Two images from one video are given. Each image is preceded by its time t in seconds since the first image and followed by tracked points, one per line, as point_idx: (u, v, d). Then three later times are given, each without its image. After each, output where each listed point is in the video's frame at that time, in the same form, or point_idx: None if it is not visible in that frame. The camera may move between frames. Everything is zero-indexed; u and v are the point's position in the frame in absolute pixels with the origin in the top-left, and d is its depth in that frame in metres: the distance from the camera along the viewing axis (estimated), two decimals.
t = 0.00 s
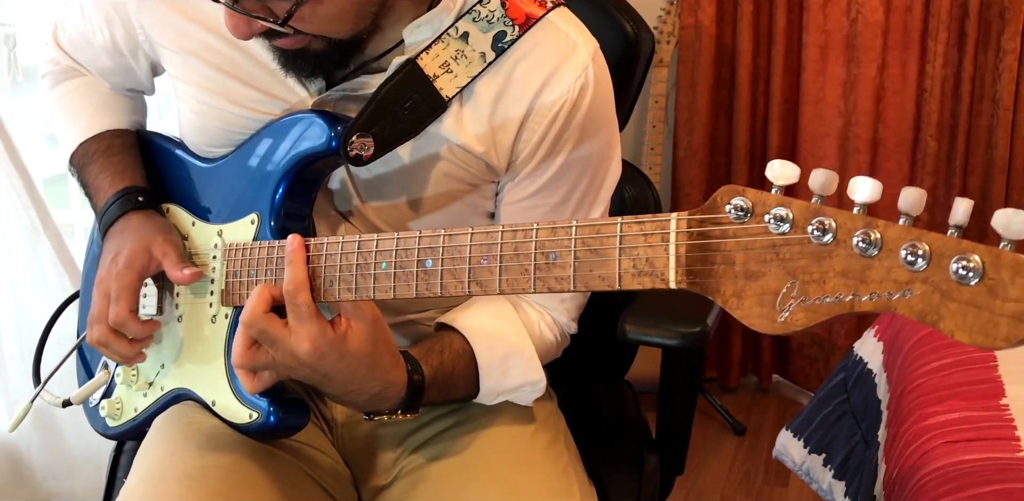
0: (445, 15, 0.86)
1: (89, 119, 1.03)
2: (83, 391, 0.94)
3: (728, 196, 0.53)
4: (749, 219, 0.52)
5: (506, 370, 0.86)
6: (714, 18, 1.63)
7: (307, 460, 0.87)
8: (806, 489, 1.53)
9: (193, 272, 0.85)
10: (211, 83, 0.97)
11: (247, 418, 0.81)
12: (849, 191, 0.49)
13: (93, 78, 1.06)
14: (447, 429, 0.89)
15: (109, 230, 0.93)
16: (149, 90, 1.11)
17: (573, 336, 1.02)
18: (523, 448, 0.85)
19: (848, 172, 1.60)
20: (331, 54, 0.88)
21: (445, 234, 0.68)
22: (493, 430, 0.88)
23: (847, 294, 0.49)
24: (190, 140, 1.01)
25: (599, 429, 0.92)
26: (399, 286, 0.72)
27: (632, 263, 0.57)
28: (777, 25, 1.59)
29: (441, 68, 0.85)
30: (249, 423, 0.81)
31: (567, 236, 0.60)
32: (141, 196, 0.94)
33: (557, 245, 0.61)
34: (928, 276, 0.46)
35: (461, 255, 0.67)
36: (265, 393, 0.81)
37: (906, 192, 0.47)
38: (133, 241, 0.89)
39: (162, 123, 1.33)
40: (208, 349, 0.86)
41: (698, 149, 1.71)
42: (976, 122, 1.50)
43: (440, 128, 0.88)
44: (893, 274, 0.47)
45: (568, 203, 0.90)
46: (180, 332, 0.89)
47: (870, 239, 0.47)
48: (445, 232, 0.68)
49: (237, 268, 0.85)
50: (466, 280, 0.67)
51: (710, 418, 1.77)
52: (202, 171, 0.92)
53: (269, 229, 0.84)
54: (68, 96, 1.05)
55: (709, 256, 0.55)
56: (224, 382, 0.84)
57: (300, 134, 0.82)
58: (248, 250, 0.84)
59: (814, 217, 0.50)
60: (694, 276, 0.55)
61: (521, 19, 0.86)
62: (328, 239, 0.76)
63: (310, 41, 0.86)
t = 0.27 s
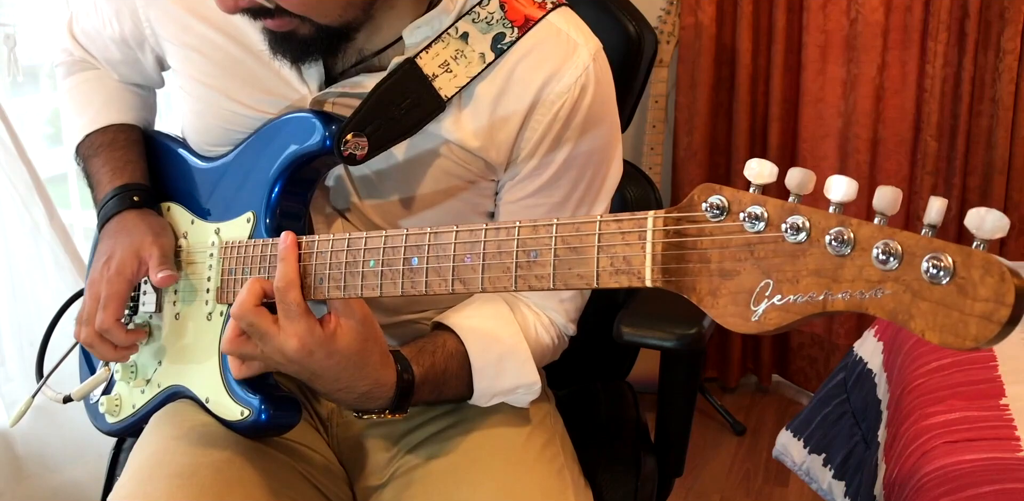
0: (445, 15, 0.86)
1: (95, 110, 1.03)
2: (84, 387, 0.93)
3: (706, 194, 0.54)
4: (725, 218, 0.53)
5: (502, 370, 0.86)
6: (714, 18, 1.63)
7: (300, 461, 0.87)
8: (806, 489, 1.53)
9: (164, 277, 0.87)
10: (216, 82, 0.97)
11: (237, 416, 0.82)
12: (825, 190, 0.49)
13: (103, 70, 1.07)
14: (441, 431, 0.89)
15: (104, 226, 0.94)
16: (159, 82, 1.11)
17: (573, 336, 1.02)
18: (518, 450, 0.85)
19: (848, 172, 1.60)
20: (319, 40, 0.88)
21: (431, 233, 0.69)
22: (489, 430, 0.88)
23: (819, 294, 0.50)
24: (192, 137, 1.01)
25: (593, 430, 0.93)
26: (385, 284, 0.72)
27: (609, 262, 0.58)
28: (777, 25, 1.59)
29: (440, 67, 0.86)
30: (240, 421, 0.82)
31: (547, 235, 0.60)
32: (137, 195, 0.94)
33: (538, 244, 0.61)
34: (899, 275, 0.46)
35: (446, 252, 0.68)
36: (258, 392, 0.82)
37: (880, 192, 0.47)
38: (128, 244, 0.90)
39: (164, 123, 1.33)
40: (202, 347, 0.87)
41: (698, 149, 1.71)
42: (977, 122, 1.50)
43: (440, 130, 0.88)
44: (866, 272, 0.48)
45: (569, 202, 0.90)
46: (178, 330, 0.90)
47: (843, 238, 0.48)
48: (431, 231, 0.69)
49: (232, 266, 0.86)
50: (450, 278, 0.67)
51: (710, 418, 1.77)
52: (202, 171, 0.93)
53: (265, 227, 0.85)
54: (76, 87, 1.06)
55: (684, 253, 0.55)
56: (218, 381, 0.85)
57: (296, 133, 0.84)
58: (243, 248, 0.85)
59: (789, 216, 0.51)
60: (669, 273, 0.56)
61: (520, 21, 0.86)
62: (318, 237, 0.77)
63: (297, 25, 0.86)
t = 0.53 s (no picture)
0: (441, 12, 0.87)
1: (97, 108, 1.04)
2: (85, 387, 0.94)
3: (688, 166, 0.53)
4: (706, 191, 0.53)
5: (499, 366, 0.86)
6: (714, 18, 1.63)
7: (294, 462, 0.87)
8: (806, 489, 1.53)
9: (149, 283, 0.87)
10: (218, 68, 0.95)
11: (233, 409, 0.82)
12: (804, 158, 0.49)
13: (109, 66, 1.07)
14: (438, 432, 0.89)
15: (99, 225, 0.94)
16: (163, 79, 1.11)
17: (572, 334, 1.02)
18: (514, 451, 0.85)
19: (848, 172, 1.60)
20: None
21: (421, 217, 0.69)
22: (487, 429, 0.87)
23: (796, 261, 0.49)
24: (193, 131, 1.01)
25: (593, 428, 0.93)
26: (377, 271, 0.73)
27: (593, 238, 0.58)
28: (777, 25, 1.59)
29: (432, 61, 0.86)
30: (235, 414, 0.82)
31: (533, 214, 0.61)
32: (131, 195, 0.95)
33: (523, 224, 0.62)
34: (876, 238, 0.46)
35: (434, 236, 0.68)
36: (253, 385, 0.81)
37: (857, 157, 0.47)
38: (121, 246, 0.90)
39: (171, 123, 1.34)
40: (199, 343, 0.87)
41: (698, 149, 1.71)
42: (977, 122, 1.50)
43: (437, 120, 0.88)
44: (843, 237, 0.47)
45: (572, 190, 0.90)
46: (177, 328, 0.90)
47: (820, 205, 0.48)
48: (421, 216, 0.69)
49: (228, 261, 0.86)
50: (439, 262, 0.68)
51: (710, 418, 1.77)
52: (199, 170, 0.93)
53: (261, 220, 0.85)
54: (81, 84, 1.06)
55: (665, 228, 0.55)
56: (214, 377, 0.85)
57: (290, 128, 0.83)
58: (239, 242, 0.85)
59: (767, 185, 0.50)
60: (650, 248, 0.56)
61: (511, 15, 0.86)
62: (312, 228, 0.77)
63: None
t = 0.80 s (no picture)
0: None
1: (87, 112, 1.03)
2: (80, 394, 0.94)
3: (663, 132, 0.57)
4: (680, 154, 0.57)
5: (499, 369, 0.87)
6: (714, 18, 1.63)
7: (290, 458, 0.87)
8: (806, 489, 1.53)
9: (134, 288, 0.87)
10: (216, 58, 0.95)
11: (228, 403, 0.83)
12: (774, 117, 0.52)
13: (96, 71, 1.06)
14: (437, 429, 0.89)
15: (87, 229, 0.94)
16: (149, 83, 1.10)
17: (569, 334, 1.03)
18: (513, 450, 0.84)
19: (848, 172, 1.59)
20: None
21: (405, 201, 0.72)
22: (484, 428, 0.88)
23: (771, 216, 0.54)
24: (183, 127, 1.01)
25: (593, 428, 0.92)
26: (364, 255, 0.75)
27: (574, 207, 0.61)
28: (777, 24, 1.59)
29: (410, 50, 0.88)
30: (230, 408, 0.83)
31: (515, 189, 0.64)
32: (117, 198, 0.94)
33: (505, 199, 0.65)
34: (846, 187, 0.50)
35: (419, 218, 0.71)
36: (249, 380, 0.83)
37: (826, 112, 0.50)
38: (107, 250, 0.90)
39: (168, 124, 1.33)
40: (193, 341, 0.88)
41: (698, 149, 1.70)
42: (977, 122, 1.50)
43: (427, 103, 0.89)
44: (814, 188, 0.52)
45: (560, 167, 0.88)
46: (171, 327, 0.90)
47: (791, 159, 0.51)
48: (405, 200, 0.72)
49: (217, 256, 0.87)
50: (424, 243, 0.70)
51: (710, 418, 1.77)
52: (186, 169, 0.93)
53: (249, 214, 0.86)
54: (68, 91, 1.05)
55: (642, 191, 0.59)
56: (206, 370, 0.85)
57: (275, 123, 0.84)
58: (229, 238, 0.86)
59: (741, 142, 0.54)
60: (630, 213, 0.60)
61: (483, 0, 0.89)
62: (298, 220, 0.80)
63: None
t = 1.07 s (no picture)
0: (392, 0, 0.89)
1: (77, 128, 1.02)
2: (69, 403, 0.95)
3: (697, 129, 0.58)
4: (716, 149, 0.57)
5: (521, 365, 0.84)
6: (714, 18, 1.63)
7: (287, 459, 0.87)
8: (806, 489, 1.53)
9: (124, 290, 0.89)
10: (201, 65, 0.92)
11: (237, 405, 0.83)
12: (807, 114, 0.53)
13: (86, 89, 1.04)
14: (438, 427, 0.88)
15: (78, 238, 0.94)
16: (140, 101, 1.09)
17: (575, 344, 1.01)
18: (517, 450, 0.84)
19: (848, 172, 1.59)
20: None
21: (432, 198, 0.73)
22: (485, 427, 0.87)
23: (808, 204, 0.53)
24: (184, 138, 0.98)
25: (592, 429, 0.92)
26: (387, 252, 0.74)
27: (609, 200, 0.62)
28: (777, 24, 1.59)
29: (405, 48, 0.88)
30: (237, 410, 0.83)
31: (547, 184, 0.65)
32: (109, 207, 0.95)
33: (538, 195, 0.66)
34: (882, 176, 0.50)
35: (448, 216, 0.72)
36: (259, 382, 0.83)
37: (857, 108, 0.51)
38: (101, 258, 0.91)
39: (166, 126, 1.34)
40: (198, 344, 0.88)
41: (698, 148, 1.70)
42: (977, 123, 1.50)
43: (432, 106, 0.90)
44: (851, 178, 0.51)
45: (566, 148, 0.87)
46: (172, 333, 0.91)
47: (827, 150, 0.52)
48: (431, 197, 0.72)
49: (227, 259, 0.87)
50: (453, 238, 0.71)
51: (710, 418, 1.77)
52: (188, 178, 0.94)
53: (257, 217, 0.86)
54: (59, 111, 1.04)
55: (680, 184, 0.59)
56: (214, 373, 0.86)
57: (286, 128, 0.84)
58: (238, 242, 0.86)
59: (777, 137, 0.54)
60: (667, 205, 0.60)
61: None
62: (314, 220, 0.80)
63: None
